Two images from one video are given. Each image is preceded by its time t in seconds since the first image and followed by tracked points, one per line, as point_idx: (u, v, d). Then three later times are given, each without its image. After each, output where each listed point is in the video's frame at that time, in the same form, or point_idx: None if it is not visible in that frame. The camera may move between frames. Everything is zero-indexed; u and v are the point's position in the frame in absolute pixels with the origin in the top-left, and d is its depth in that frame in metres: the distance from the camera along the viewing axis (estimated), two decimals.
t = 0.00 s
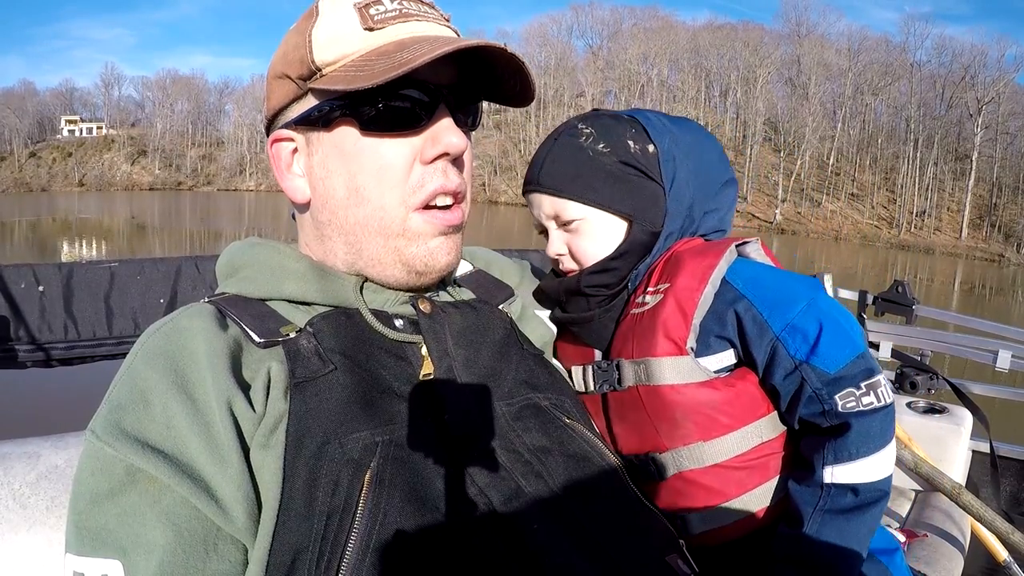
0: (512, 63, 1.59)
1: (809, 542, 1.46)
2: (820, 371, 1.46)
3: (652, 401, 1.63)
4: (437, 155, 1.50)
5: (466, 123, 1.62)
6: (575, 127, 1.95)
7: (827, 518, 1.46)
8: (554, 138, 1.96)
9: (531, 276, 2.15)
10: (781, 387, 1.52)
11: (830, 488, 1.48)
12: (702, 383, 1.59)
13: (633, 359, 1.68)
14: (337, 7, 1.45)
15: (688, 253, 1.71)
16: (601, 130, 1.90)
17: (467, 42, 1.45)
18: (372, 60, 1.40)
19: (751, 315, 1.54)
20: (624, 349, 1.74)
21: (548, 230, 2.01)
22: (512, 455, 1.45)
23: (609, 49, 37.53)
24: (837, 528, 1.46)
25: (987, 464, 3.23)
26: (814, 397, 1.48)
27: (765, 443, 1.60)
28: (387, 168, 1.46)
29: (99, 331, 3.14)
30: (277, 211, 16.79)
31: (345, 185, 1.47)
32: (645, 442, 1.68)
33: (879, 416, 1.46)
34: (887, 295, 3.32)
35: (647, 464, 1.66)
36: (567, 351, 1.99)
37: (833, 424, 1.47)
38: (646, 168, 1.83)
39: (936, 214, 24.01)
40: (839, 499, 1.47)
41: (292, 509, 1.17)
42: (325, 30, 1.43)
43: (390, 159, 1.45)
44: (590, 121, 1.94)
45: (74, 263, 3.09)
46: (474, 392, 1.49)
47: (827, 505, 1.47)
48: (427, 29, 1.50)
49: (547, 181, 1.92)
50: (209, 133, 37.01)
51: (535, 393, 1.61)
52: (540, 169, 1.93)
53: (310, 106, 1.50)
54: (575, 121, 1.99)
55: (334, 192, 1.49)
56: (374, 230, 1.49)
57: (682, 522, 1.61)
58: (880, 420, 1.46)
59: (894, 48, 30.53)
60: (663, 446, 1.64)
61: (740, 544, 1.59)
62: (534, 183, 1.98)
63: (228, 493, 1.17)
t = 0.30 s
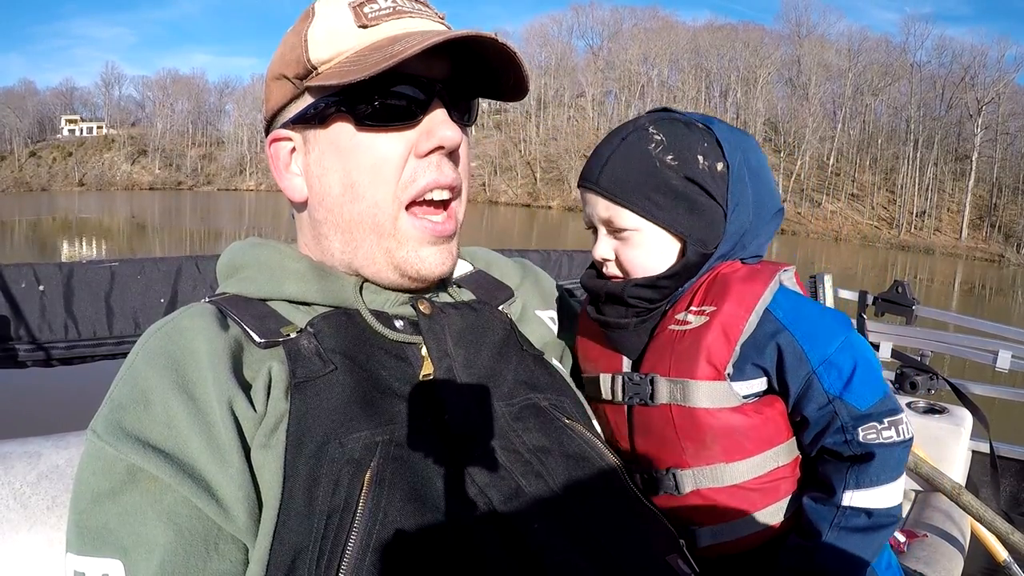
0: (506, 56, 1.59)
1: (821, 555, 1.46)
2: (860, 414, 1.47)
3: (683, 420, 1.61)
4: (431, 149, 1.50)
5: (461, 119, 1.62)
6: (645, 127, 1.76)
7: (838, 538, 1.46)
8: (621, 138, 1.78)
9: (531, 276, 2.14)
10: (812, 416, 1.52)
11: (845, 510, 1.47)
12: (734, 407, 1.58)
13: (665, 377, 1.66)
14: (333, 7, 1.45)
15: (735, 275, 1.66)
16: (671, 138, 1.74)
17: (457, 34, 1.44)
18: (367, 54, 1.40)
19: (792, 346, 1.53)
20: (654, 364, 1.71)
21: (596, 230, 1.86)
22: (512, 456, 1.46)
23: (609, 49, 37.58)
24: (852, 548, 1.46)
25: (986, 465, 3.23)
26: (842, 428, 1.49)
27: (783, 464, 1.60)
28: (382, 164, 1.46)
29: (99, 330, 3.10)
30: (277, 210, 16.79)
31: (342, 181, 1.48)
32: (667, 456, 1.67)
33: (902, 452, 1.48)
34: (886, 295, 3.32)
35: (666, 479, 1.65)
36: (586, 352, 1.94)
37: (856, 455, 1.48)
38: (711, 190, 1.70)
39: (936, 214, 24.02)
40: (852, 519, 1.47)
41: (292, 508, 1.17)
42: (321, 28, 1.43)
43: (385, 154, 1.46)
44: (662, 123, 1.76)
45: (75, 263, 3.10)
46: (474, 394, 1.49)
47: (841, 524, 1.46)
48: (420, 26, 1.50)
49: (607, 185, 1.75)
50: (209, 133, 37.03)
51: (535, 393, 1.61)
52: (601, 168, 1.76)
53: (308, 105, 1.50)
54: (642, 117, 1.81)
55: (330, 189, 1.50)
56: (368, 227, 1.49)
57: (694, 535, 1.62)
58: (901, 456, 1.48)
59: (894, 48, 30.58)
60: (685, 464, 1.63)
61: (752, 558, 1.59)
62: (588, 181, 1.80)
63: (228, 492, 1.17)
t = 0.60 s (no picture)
0: (494, 59, 1.58)
1: (833, 558, 1.51)
2: (883, 434, 1.53)
3: (718, 430, 1.64)
4: (418, 153, 1.48)
5: (453, 124, 1.61)
6: (707, 139, 1.78)
7: (847, 545, 1.51)
8: (683, 146, 1.78)
9: (531, 275, 2.14)
10: (837, 432, 1.57)
11: (856, 517, 1.53)
12: (767, 419, 1.62)
13: (703, 387, 1.68)
14: (331, 8, 1.46)
15: (775, 293, 1.69)
16: (733, 153, 1.76)
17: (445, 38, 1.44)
18: (355, 57, 1.40)
19: (827, 367, 1.58)
20: (688, 373, 1.74)
21: (643, 236, 1.86)
22: (513, 457, 1.45)
23: (609, 50, 37.61)
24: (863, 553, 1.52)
25: (987, 466, 3.23)
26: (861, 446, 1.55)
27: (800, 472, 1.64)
28: (369, 164, 1.45)
29: (99, 330, 3.08)
30: (278, 211, 16.82)
31: (331, 180, 1.48)
32: (693, 464, 1.69)
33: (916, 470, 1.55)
34: (888, 296, 3.30)
35: (690, 488, 1.67)
36: (610, 353, 1.96)
37: (872, 467, 1.53)
38: (763, 207, 1.75)
39: (936, 215, 24.04)
40: (863, 528, 1.52)
41: (292, 509, 1.17)
42: (319, 28, 1.44)
43: (373, 155, 1.45)
44: (723, 137, 1.79)
45: (75, 263, 3.09)
46: (474, 394, 1.49)
47: (851, 534, 1.52)
48: (414, 28, 1.49)
49: (664, 191, 1.74)
50: (210, 133, 37.04)
51: (535, 394, 1.61)
52: (658, 175, 1.76)
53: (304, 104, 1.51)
54: (702, 129, 1.83)
55: (321, 187, 1.50)
56: (355, 226, 1.48)
57: (705, 539, 1.66)
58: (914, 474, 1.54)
59: (894, 49, 30.60)
60: (711, 472, 1.66)
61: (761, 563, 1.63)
62: (644, 185, 1.80)
63: (228, 493, 1.17)
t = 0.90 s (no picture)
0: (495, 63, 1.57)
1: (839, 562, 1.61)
2: (909, 451, 1.64)
3: (757, 435, 1.75)
4: (413, 156, 1.48)
5: (455, 126, 1.60)
6: (792, 161, 1.75)
7: (861, 547, 1.61)
8: (768, 166, 1.75)
9: (532, 276, 2.13)
10: (866, 444, 1.68)
11: (873, 521, 1.63)
12: (802, 427, 1.73)
13: (748, 391, 1.78)
14: (339, 7, 1.46)
15: (821, 311, 1.82)
16: (816, 180, 1.75)
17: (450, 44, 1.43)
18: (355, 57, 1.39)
19: (865, 385, 1.69)
20: (732, 377, 1.83)
21: (707, 246, 1.88)
22: (513, 457, 1.45)
23: (609, 50, 37.59)
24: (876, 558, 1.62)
25: (988, 466, 3.23)
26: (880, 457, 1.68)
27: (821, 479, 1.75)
28: (366, 163, 1.45)
29: (100, 330, 3.08)
30: (277, 211, 16.83)
31: (329, 179, 1.48)
32: (726, 465, 1.78)
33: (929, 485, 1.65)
34: (888, 296, 3.30)
35: (720, 489, 1.76)
36: (646, 349, 2.04)
37: (891, 477, 1.64)
38: (831, 236, 1.77)
39: (937, 215, 24.03)
40: (878, 531, 1.62)
41: (292, 509, 1.16)
42: (325, 28, 1.44)
43: (370, 155, 1.45)
44: (808, 160, 1.76)
45: (76, 263, 3.10)
46: (475, 394, 1.48)
47: (869, 535, 1.62)
48: (417, 30, 1.47)
49: (743, 211, 1.74)
50: (210, 133, 37.04)
51: (536, 394, 1.61)
52: (742, 193, 1.74)
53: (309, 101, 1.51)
54: (789, 145, 1.79)
55: (320, 186, 1.50)
56: (350, 225, 1.48)
57: (725, 541, 1.76)
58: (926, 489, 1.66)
59: (894, 48, 30.58)
60: (743, 473, 1.75)
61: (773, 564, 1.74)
62: (722, 200, 1.79)
63: (228, 493, 1.17)
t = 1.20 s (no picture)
0: (496, 59, 1.58)
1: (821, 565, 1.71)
2: (929, 468, 1.80)
3: (803, 450, 1.85)
4: (417, 150, 1.48)
5: (456, 124, 1.62)
6: (861, 217, 1.75)
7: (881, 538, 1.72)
8: (840, 221, 1.74)
9: (531, 277, 2.13)
10: (889, 462, 1.83)
11: (890, 520, 1.74)
12: (841, 442, 1.85)
13: (796, 409, 1.87)
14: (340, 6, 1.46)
15: (866, 343, 1.92)
16: (882, 235, 1.76)
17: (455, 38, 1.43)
18: (357, 53, 1.39)
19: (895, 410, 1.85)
20: (780, 393, 1.92)
21: (761, 282, 1.85)
22: (513, 457, 1.46)
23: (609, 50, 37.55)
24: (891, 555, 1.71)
25: (988, 466, 3.23)
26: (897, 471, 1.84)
27: (841, 495, 1.89)
28: (370, 158, 1.46)
29: (101, 330, 3.08)
30: (278, 211, 16.83)
31: (331, 176, 1.49)
32: (766, 477, 1.88)
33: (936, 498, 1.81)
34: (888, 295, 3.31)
35: (758, 499, 1.86)
36: (689, 358, 2.07)
37: (906, 483, 1.78)
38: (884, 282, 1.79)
39: (937, 215, 24.01)
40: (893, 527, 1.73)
41: (293, 508, 1.16)
42: (327, 26, 1.44)
43: (373, 151, 1.46)
44: (876, 217, 1.76)
45: (76, 264, 3.11)
46: (474, 393, 1.49)
47: (889, 528, 1.73)
48: (419, 27, 1.47)
49: (810, 266, 1.72)
50: (210, 133, 37.06)
51: (535, 394, 1.61)
52: (817, 246, 1.71)
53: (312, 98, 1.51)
54: (857, 195, 1.77)
55: (321, 182, 1.51)
56: (352, 220, 1.48)
57: (754, 547, 1.84)
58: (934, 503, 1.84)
59: (894, 48, 30.53)
60: (782, 485, 1.86)
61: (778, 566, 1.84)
62: (789, 248, 1.75)
63: (229, 493, 1.17)
